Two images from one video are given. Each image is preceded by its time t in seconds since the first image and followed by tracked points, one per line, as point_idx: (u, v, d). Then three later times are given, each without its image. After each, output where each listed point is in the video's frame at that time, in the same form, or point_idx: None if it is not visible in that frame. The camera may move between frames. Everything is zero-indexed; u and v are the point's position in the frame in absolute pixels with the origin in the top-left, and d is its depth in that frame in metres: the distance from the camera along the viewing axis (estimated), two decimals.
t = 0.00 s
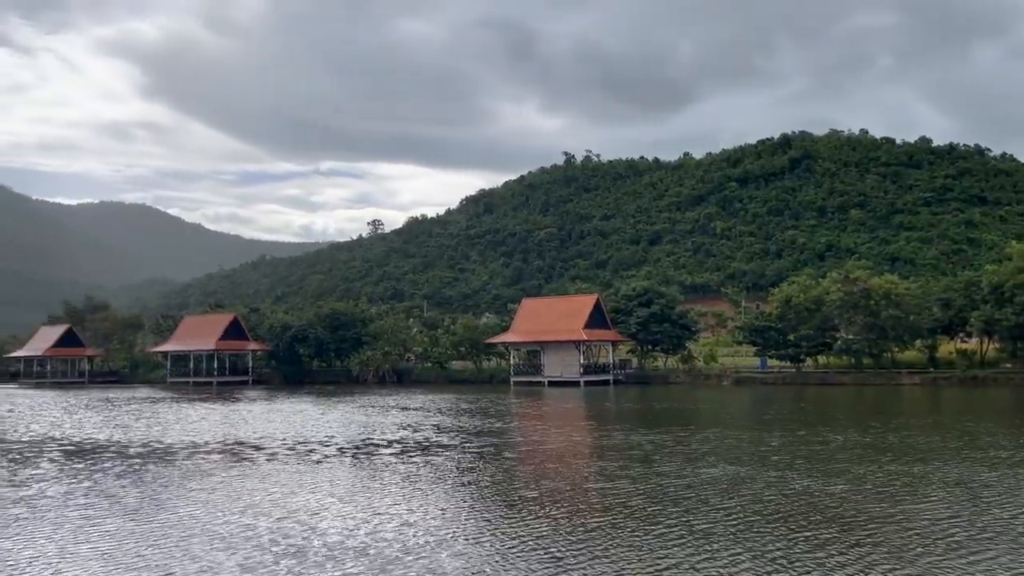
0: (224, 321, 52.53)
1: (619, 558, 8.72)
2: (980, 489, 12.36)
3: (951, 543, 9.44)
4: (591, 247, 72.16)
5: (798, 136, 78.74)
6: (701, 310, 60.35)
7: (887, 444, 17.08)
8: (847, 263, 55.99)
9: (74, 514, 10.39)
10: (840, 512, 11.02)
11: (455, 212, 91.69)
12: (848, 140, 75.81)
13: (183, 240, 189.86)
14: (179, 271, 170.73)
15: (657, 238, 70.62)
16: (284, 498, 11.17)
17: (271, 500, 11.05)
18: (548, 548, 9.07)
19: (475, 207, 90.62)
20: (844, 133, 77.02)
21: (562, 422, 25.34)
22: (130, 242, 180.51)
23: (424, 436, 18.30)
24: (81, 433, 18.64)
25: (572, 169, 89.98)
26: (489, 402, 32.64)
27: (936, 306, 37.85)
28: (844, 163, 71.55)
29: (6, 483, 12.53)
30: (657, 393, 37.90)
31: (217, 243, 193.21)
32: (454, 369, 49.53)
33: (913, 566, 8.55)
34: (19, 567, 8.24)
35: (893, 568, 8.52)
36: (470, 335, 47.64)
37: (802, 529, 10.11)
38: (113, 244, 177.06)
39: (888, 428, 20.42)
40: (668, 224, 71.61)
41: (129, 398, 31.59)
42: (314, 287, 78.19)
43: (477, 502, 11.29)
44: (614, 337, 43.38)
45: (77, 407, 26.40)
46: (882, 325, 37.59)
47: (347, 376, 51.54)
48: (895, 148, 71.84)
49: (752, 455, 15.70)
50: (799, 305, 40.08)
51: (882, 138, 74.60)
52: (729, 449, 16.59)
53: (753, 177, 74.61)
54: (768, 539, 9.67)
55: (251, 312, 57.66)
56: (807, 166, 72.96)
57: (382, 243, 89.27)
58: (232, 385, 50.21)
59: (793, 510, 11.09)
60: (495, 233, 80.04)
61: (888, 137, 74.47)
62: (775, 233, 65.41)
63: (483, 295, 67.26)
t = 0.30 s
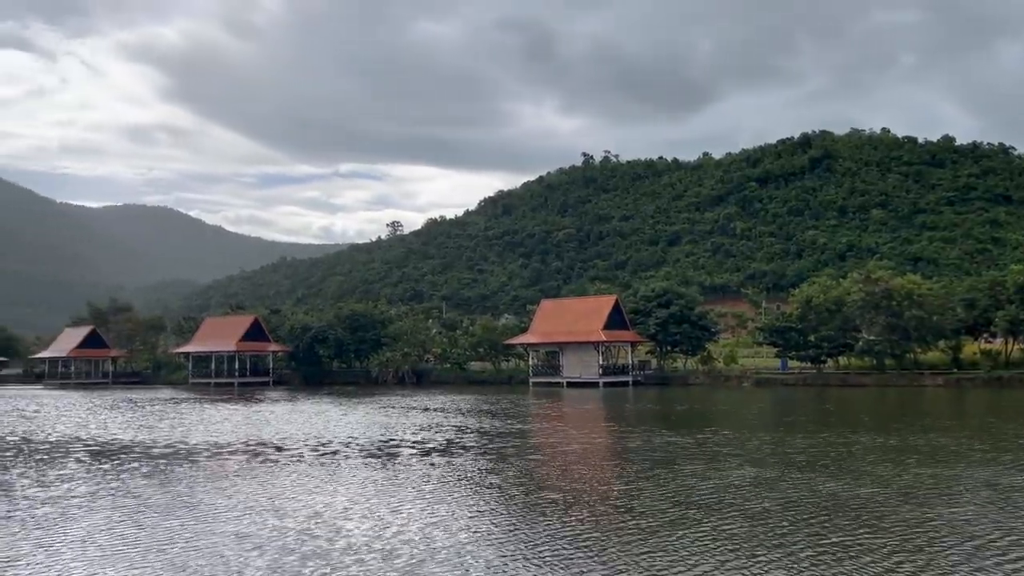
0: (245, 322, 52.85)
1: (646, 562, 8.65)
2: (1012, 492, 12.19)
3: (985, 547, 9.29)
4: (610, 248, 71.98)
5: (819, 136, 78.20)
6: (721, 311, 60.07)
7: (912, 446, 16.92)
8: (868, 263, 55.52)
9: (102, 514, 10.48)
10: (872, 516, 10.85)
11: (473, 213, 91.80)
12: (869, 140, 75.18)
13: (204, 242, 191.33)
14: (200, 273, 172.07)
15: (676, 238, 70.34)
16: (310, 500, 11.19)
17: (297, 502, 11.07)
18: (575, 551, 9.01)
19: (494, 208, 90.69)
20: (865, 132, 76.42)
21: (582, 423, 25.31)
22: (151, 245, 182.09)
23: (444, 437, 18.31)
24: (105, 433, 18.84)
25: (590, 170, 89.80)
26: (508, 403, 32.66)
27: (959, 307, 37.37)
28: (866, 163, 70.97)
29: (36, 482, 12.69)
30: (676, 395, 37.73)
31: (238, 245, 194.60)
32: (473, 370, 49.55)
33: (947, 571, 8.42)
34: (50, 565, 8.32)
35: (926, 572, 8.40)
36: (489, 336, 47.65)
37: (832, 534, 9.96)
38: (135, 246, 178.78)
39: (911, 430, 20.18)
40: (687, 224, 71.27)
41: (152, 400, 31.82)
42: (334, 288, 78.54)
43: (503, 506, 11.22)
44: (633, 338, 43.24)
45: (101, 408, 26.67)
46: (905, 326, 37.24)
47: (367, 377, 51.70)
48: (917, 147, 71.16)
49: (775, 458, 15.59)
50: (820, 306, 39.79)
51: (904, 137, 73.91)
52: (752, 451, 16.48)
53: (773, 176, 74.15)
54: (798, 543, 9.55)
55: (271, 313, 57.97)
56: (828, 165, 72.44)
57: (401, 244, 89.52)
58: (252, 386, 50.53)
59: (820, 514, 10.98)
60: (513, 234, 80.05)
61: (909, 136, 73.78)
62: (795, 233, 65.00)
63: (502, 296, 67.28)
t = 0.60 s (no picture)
0: (266, 324, 53.20)
1: (671, 566, 8.62)
2: None
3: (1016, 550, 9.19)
4: (629, 248, 71.78)
5: (840, 135, 77.60)
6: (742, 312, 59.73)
7: (939, 449, 16.75)
8: (891, 263, 55.02)
9: (130, 514, 10.61)
10: (900, 519, 10.76)
11: (492, 215, 91.89)
12: (891, 139, 74.48)
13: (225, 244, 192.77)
14: (222, 275, 173.36)
15: (696, 239, 70.01)
16: (334, 501, 11.26)
17: (322, 503, 11.14)
18: (599, 554, 9.00)
19: (513, 210, 90.69)
20: (888, 131, 75.74)
21: (602, 425, 25.26)
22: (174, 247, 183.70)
23: (464, 439, 18.32)
24: (130, 433, 19.10)
25: (610, 171, 89.60)
26: (527, 404, 32.65)
27: (985, 308, 36.89)
28: (888, 162, 70.34)
29: (64, 482, 12.89)
30: (697, 396, 37.55)
31: (259, 247, 195.95)
32: (492, 371, 49.57)
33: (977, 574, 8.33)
34: (81, 565, 8.43)
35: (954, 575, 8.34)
36: (508, 337, 47.65)
37: (860, 538, 9.89)
38: (158, 248, 180.47)
39: (936, 432, 19.93)
40: (707, 225, 70.91)
41: (176, 401, 32.10)
42: (354, 291, 78.88)
43: (526, 508, 11.23)
44: (653, 339, 43.10)
45: (126, 409, 26.99)
46: (929, 327, 36.87)
47: (386, 378, 51.85)
48: (941, 146, 70.42)
49: (800, 460, 15.46)
50: (842, 307, 39.46)
51: (927, 136, 73.15)
52: (776, 453, 16.36)
53: (794, 176, 73.66)
54: (825, 547, 9.48)
55: (292, 315, 58.30)
56: (849, 165, 71.87)
57: (420, 246, 89.75)
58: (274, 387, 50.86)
59: (848, 517, 10.89)
60: (532, 236, 80.03)
61: (933, 135, 73.02)
62: (817, 233, 64.55)
63: (521, 297, 67.35)
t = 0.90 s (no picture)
0: (287, 326, 53.46)
1: (697, 568, 8.56)
2: None
3: None
4: (648, 249, 71.49)
5: (862, 135, 76.97)
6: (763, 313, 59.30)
7: (965, 451, 16.57)
8: (914, 263, 54.44)
9: (157, 515, 10.67)
10: (929, 523, 10.60)
11: (511, 216, 91.89)
12: (914, 138, 73.79)
13: (246, 247, 194.10)
14: (243, 278, 174.57)
15: (717, 239, 69.60)
16: (358, 503, 11.25)
17: (345, 505, 11.15)
18: (625, 557, 8.92)
19: (532, 211, 90.67)
20: (910, 131, 75.03)
21: (622, 427, 25.15)
22: (195, 250, 185.18)
23: (485, 441, 18.30)
24: (155, 434, 19.26)
25: (629, 171, 89.34)
26: (546, 406, 32.58)
27: (1011, 308, 36.38)
28: (911, 162, 69.67)
29: (91, 483, 13.01)
30: (717, 398, 37.31)
31: (279, 250, 197.17)
32: (512, 373, 49.49)
33: None
34: (107, 566, 8.48)
35: None
36: (527, 338, 47.60)
37: (889, 541, 9.75)
38: (180, 251, 182.01)
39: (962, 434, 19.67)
40: (727, 226, 70.46)
41: (197, 402, 32.31)
42: (374, 293, 79.15)
43: (549, 510, 11.17)
44: (673, 340, 42.89)
45: (150, 410, 27.19)
46: (953, 328, 36.42)
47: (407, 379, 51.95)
48: (965, 145, 69.66)
49: (825, 463, 15.32)
50: (864, 308, 39.11)
51: (950, 135, 72.38)
52: (800, 455, 16.22)
53: (815, 176, 73.11)
54: (853, 550, 9.38)
55: (313, 317, 58.51)
56: (871, 165, 71.26)
57: (440, 248, 89.88)
58: (294, 389, 51.08)
59: (875, 520, 10.78)
60: (551, 237, 79.92)
61: (956, 134, 72.23)
62: (838, 234, 64.01)
63: (540, 299, 67.34)
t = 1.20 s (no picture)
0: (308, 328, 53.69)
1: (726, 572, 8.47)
2: None
3: None
4: (668, 250, 71.15)
5: (885, 134, 76.27)
6: (784, 313, 58.81)
7: (993, 454, 16.35)
8: (939, 263, 53.80)
9: (183, 516, 10.70)
10: (963, 528, 10.39)
11: (530, 218, 91.80)
12: (937, 137, 73.04)
13: (267, 249, 195.35)
14: (264, 280, 175.67)
15: (737, 240, 69.09)
16: (382, 506, 11.18)
17: (370, 508, 11.10)
18: (654, 563, 8.80)
19: (551, 213, 90.54)
20: (934, 130, 74.26)
21: (643, 429, 25.01)
22: (217, 253, 186.51)
23: (506, 443, 18.23)
24: (178, 436, 19.35)
25: (648, 172, 89.01)
26: (565, 408, 32.41)
27: None
28: (934, 161, 68.95)
29: (116, 484, 13.07)
30: (738, 400, 37.01)
31: (300, 253, 198.25)
32: (531, 374, 49.38)
33: None
34: (135, 566, 8.50)
35: None
36: (547, 340, 47.48)
37: (921, 546, 9.58)
38: (202, 254, 183.36)
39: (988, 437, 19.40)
40: (748, 226, 69.94)
41: (218, 404, 32.47)
42: (394, 295, 79.34)
43: (574, 514, 11.09)
44: (693, 342, 42.64)
45: (173, 412, 27.32)
46: (979, 329, 35.94)
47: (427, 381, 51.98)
48: (989, 144, 68.84)
49: (852, 466, 15.13)
50: (888, 309, 38.69)
51: (974, 134, 71.57)
52: (826, 458, 16.04)
53: (837, 176, 72.50)
54: (885, 555, 9.23)
55: (333, 319, 58.70)
56: (894, 164, 70.59)
57: (459, 250, 89.93)
58: (315, 391, 51.28)
59: (906, 524, 10.61)
60: (571, 239, 79.71)
61: (980, 133, 71.41)
62: (861, 234, 63.43)
63: (560, 301, 67.23)
